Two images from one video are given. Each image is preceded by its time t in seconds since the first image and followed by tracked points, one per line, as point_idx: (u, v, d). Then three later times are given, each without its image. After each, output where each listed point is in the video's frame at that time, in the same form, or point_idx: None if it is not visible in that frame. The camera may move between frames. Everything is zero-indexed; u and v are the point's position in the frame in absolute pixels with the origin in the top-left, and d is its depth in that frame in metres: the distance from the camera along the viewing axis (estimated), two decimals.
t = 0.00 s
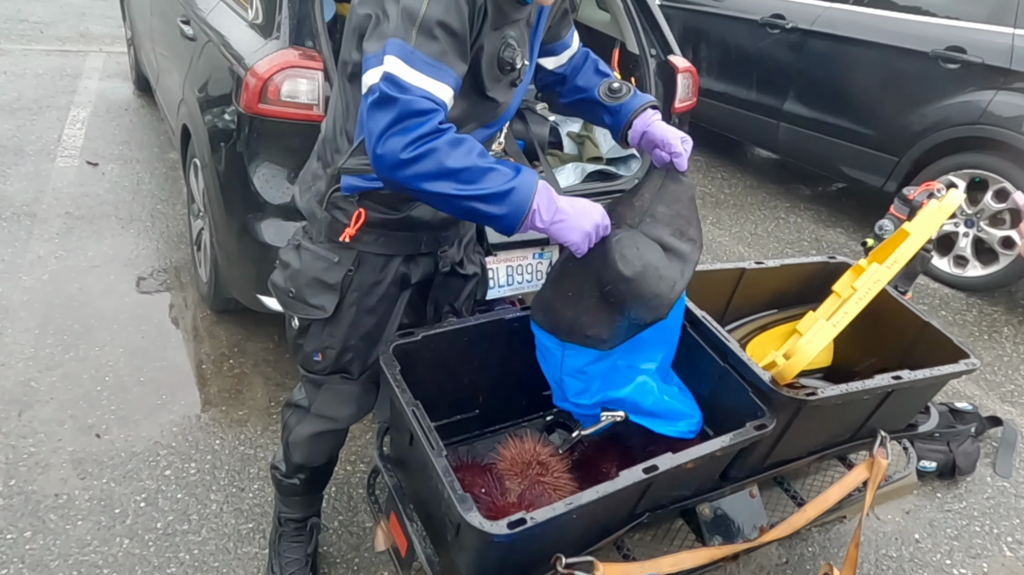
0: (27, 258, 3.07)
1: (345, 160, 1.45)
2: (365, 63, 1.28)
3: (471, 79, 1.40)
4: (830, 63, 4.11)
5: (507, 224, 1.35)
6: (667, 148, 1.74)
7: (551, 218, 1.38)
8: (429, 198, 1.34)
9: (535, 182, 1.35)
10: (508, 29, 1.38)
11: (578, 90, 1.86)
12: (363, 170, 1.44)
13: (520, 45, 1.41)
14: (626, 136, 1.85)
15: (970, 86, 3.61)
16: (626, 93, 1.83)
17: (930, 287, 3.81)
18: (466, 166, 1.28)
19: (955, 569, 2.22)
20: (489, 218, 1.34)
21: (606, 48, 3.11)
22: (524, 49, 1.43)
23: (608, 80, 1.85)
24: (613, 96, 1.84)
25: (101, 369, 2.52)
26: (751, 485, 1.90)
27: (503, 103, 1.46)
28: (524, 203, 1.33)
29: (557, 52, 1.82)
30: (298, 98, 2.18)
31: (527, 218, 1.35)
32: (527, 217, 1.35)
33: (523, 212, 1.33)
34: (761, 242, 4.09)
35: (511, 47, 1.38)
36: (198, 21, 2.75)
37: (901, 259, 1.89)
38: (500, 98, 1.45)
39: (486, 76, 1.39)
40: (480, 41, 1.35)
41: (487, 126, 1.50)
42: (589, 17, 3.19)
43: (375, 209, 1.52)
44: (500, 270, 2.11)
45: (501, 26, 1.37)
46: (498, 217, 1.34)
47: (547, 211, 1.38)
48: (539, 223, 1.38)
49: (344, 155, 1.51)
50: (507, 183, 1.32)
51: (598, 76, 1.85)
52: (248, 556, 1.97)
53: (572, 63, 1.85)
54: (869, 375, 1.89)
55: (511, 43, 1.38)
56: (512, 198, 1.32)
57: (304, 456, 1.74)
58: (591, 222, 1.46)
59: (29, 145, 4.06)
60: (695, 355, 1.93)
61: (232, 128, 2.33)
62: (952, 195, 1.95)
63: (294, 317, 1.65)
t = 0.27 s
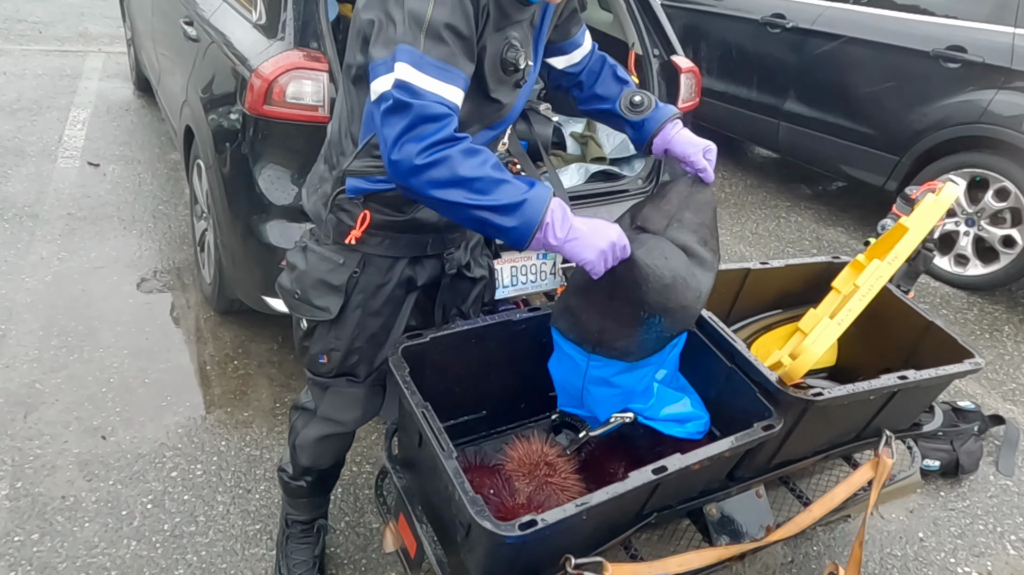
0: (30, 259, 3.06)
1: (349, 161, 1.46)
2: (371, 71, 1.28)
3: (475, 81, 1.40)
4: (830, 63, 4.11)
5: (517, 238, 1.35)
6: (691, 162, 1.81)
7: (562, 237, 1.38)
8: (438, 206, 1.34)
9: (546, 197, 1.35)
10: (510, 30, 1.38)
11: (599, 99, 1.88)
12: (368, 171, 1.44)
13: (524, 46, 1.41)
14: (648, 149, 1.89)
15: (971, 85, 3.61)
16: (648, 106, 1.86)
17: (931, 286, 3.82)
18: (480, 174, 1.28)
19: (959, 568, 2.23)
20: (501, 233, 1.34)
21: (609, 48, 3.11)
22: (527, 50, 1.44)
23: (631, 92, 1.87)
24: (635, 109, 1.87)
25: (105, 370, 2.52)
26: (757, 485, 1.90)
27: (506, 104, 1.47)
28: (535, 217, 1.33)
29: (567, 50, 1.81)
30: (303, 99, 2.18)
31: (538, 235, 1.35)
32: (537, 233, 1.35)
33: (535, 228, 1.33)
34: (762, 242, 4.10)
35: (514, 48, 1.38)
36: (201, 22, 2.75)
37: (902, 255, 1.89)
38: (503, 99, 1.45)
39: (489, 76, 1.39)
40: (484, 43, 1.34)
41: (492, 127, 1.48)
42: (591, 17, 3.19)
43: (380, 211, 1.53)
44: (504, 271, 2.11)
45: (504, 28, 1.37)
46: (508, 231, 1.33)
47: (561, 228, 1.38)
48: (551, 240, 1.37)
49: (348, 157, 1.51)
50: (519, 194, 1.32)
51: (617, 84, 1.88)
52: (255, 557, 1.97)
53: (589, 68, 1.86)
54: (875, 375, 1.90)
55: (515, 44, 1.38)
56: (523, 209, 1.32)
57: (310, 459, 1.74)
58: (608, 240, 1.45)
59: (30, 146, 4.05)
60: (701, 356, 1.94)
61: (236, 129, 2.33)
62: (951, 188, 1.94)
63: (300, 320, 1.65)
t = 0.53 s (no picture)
0: (31, 259, 3.06)
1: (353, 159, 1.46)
2: (379, 70, 1.29)
3: (479, 78, 1.41)
4: (830, 61, 4.12)
5: (512, 253, 1.33)
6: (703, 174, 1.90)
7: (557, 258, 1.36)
8: (439, 210, 1.33)
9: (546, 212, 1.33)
10: (513, 27, 1.37)
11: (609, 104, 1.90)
12: (372, 169, 1.45)
13: (527, 42, 1.40)
14: (659, 158, 1.91)
15: (971, 83, 3.62)
16: (662, 116, 1.86)
17: (931, 284, 3.83)
18: (481, 178, 1.28)
19: (962, 564, 2.24)
20: (497, 244, 1.33)
21: (610, 47, 3.11)
22: (531, 47, 1.44)
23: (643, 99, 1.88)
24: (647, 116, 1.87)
25: (108, 370, 2.52)
26: (761, 482, 1.91)
27: (511, 103, 1.47)
28: (533, 229, 1.31)
29: (571, 48, 1.81)
30: (306, 98, 2.18)
31: (533, 254, 1.33)
32: (535, 249, 1.33)
33: (530, 245, 1.32)
34: (762, 240, 4.11)
35: (518, 46, 1.38)
36: (202, 21, 2.75)
37: (905, 252, 1.89)
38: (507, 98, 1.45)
39: (493, 75, 1.40)
40: (485, 39, 1.34)
41: (495, 126, 1.50)
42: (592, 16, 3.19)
43: (381, 208, 1.53)
44: (507, 269, 2.12)
45: (507, 24, 1.36)
46: (505, 242, 1.32)
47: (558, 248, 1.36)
48: (547, 259, 1.35)
49: (353, 155, 1.51)
50: (517, 206, 1.31)
51: (628, 89, 1.89)
52: (260, 556, 1.98)
53: (598, 69, 1.87)
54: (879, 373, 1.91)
55: (518, 41, 1.37)
56: (522, 218, 1.31)
57: (315, 457, 1.74)
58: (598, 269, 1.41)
59: (30, 145, 4.04)
60: (705, 352, 1.94)
61: (239, 128, 2.33)
62: (954, 184, 1.92)
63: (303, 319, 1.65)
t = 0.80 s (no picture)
0: (31, 259, 3.06)
1: (353, 157, 1.46)
2: (380, 62, 1.27)
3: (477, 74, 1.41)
4: (829, 60, 4.12)
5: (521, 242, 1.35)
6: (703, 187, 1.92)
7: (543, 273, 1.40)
8: (439, 207, 1.33)
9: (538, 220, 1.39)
10: (511, 23, 1.38)
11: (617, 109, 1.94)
12: (372, 166, 1.44)
13: (525, 37, 1.41)
14: (660, 168, 1.92)
15: (970, 81, 3.62)
16: (668, 130, 1.88)
17: (930, 282, 3.84)
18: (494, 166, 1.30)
19: (962, 562, 2.25)
20: (490, 252, 1.36)
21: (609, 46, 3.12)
22: (529, 43, 1.44)
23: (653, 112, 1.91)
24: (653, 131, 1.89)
25: (108, 370, 2.52)
26: (762, 480, 1.91)
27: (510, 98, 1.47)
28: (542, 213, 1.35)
29: (574, 43, 1.83)
30: (307, 97, 2.18)
31: (522, 271, 1.38)
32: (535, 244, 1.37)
33: (525, 259, 1.36)
34: (761, 239, 4.11)
35: (515, 41, 1.38)
36: (202, 21, 2.74)
37: (909, 254, 1.89)
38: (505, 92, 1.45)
39: (491, 69, 1.40)
40: (484, 34, 1.35)
41: (495, 121, 1.50)
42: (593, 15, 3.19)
43: (381, 207, 1.52)
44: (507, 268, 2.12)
45: (505, 20, 1.37)
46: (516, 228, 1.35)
47: (545, 264, 1.41)
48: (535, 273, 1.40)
49: (352, 153, 1.49)
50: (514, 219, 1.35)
51: (637, 94, 1.92)
52: (262, 555, 1.98)
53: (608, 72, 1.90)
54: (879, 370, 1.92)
55: (516, 36, 1.38)
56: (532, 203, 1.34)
57: (316, 456, 1.74)
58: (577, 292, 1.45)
59: (28, 145, 4.04)
60: (705, 349, 1.95)
61: (239, 127, 2.33)
62: (959, 187, 1.92)
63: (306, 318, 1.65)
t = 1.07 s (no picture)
0: (31, 257, 3.06)
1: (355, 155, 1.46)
2: (382, 57, 1.28)
3: (478, 72, 1.41)
4: (828, 58, 4.13)
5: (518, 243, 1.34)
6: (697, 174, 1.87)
7: (553, 253, 1.37)
8: (441, 201, 1.33)
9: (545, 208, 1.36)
10: (514, 22, 1.38)
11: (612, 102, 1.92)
12: (373, 164, 1.45)
13: (526, 38, 1.42)
14: (656, 157, 1.91)
15: (969, 79, 3.63)
16: (661, 118, 1.87)
17: (929, 280, 3.85)
18: (487, 166, 1.29)
19: (960, 558, 2.26)
20: (498, 238, 1.34)
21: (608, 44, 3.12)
22: (531, 42, 1.44)
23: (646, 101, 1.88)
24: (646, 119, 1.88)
25: (109, 367, 2.53)
26: (761, 476, 1.92)
27: (511, 97, 1.48)
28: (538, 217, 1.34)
29: (576, 42, 1.83)
30: (307, 95, 2.19)
31: (533, 252, 1.35)
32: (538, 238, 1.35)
33: (533, 241, 1.34)
34: (760, 237, 4.12)
35: (517, 40, 1.38)
36: (203, 19, 2.75)
37: (909, 253, 1.92)
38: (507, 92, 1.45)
39: (493, 68, 1.40)
40: (487, 34, 1.36)
41: (497, 120, 1.51)
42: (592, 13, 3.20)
43: (382, 204, 1.53)
44: (507, 266, 2.13)
45: (507, 19, 1.37)
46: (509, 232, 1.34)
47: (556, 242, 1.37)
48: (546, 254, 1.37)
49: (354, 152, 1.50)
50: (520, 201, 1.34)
51: (631, 86, 1.90)
52: (264, 551, 1.99)
53: (605, 63, 1.88)
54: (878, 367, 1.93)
55: (518, 35, 1.38)
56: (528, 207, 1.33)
57: (317, 452, 1.75)
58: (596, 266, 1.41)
59: (28, 143, 4.04)
60: (704, 346, 1.95)
61: (240, 125, 2.34)
62: (960, 187, 1.94)
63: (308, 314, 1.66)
